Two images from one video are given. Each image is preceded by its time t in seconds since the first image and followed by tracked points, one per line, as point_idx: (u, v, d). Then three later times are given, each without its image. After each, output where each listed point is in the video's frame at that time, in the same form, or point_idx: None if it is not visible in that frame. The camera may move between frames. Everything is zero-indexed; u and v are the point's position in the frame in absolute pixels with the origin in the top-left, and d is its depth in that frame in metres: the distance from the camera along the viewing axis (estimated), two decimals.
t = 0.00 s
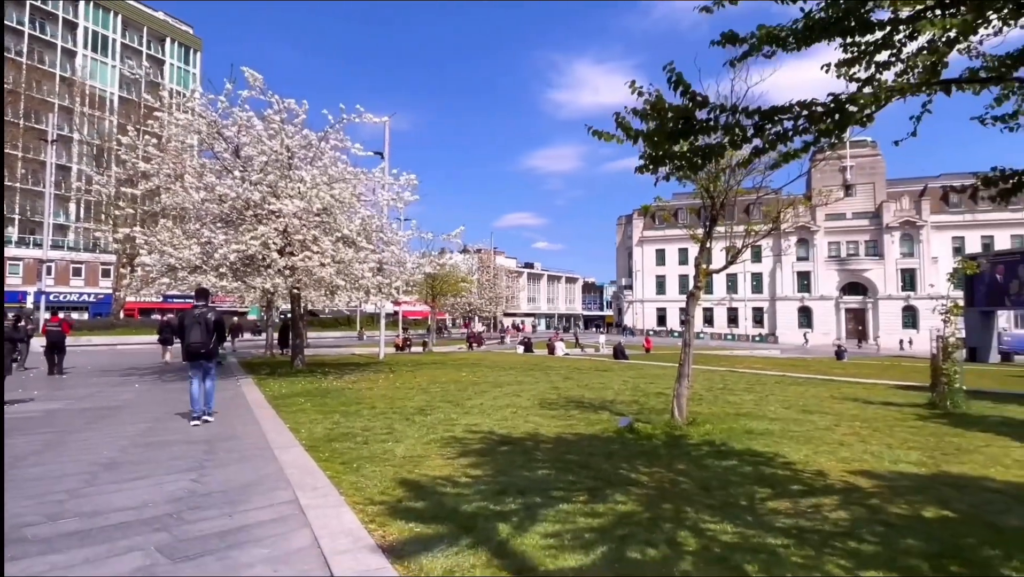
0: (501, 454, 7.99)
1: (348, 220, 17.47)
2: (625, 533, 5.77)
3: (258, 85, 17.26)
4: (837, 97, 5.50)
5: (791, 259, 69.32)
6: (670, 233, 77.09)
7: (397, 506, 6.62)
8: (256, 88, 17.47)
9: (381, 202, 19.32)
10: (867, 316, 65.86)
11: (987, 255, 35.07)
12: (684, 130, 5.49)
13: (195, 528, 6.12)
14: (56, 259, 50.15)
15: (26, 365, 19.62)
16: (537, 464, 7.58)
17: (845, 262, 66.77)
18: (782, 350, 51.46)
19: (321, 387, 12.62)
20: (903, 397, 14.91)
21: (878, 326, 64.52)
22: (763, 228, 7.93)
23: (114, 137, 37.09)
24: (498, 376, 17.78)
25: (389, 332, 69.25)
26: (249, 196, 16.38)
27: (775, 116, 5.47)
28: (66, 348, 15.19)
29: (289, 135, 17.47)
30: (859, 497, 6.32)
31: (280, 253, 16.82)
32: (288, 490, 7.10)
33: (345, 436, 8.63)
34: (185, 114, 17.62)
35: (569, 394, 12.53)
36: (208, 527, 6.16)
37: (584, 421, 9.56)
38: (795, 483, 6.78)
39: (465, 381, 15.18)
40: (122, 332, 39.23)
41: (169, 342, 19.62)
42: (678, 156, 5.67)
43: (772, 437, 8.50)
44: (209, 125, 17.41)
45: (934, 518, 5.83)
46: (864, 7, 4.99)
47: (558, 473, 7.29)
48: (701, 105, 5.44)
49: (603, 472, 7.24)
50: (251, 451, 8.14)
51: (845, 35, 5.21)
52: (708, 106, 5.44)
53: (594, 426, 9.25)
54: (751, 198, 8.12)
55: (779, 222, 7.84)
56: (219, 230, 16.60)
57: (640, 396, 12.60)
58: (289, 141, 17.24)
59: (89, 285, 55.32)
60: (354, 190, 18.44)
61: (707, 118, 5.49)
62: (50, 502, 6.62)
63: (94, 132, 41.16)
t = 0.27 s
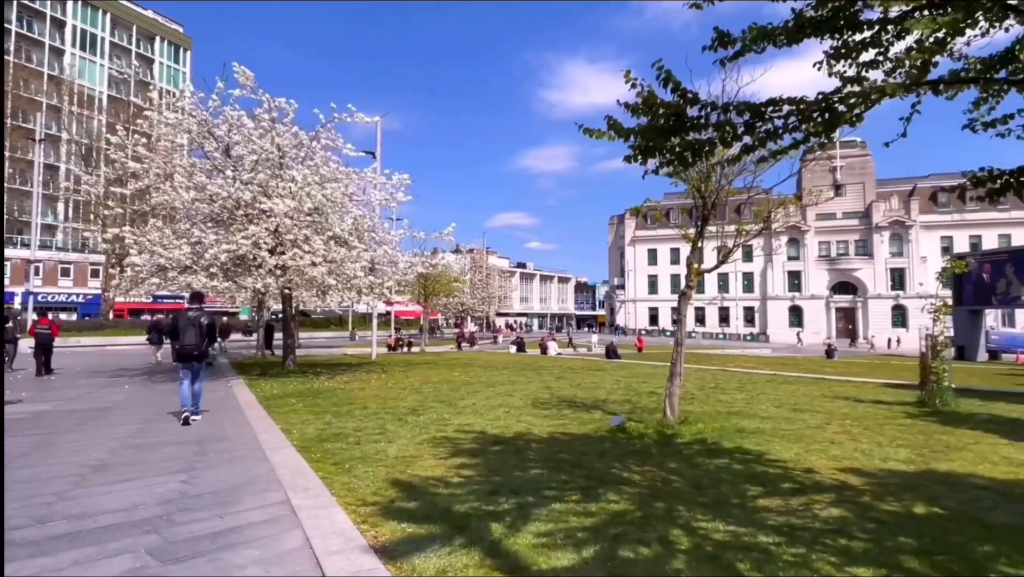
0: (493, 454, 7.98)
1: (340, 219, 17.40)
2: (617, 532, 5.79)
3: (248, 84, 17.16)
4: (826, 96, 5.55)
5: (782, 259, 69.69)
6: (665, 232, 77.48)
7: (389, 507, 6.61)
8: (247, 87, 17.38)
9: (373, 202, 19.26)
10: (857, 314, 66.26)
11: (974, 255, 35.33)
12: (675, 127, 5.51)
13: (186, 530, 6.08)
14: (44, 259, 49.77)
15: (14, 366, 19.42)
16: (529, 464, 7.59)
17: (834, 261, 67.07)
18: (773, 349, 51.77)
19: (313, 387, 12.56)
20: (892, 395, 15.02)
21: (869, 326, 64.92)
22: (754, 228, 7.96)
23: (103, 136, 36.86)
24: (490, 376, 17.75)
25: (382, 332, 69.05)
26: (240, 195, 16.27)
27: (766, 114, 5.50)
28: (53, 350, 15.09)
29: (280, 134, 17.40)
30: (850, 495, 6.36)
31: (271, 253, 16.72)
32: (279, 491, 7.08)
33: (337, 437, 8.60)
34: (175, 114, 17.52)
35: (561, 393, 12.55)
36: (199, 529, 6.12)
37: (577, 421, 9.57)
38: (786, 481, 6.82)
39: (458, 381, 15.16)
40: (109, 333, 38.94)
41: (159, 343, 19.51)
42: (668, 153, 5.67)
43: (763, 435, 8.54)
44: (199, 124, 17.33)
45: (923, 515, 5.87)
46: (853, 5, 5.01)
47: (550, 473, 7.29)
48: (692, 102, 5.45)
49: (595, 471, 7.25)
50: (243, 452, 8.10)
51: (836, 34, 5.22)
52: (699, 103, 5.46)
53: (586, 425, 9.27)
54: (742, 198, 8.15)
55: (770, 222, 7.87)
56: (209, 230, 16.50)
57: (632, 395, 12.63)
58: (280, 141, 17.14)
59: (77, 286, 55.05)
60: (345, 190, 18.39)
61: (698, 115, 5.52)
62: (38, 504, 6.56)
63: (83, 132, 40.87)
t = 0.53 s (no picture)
0: (486, 453, 8.03)
1: (334, 220, 17.41)
2: (610, 530, 5.86)
3: (243, 85, 17.18)
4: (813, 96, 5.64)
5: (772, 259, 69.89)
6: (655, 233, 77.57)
7: (383, 506, 6.66)
8: (241, 88, 17.39)
9: (366, 202, 19.30)
10: (845, 313, 66.71)
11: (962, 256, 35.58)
12: (666, 120, 5.56)
13: (180, 530, 6.11)
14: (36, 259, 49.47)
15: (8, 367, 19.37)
16: (522, 462, 7.64)
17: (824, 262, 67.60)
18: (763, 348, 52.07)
19: (308, 387, 12.59)
20: (881, 393, 15.18)
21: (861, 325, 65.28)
22: (745, 228, 8.05)
23: (96, 135, 36.69)
24: (484, 375, 17.79)
25: (376, 333, 68.97)
26: (234, 196, 16.24)
27: (755, 112, 5.58)
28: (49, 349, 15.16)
29: (274, 135, 17.52)
30: (838, 492, 6.45)
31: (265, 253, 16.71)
32: (273, 490, 7.11)
33: (331, 436, 8.63)
34: (169, 114, 17.52)
35: (554, 392, 12.61)
36: (193, 528, 6.15)
37: (569, 419, 9.64)
38: (776, 478, 6.91)
39: (452, 380, 15.18)
40: (107, 333, 38.86)
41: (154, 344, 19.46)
42: (658, 146, 5.75)
43: (753, 433, 8.63)
44: (193, 125, 17.39)
45: (910, 511, 5.97)
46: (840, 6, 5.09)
47: (543, 471, 7.35)
48: (684, 95, 5.49)
49: (588, 469, 7.31)
50: (237, 451, 8.12)
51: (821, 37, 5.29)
52: (690, 97, 5.52)
53: (579, 424, 9.33)
54: (732, 199, 8.22)
55: (760, 222, 7.96)
56: (203, 230, 16.44)
57: (625, 394, 12.71)
58: (274, 141, 17.26)
59: (72, 286, 54.77)
60: (339, 190, 18.45)
61: (688, 110, 5.59)
62: (32, 505, 6.57)
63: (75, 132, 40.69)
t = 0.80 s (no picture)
0: (479, 451, 8.07)
1: (328, 219, 17.39)
2: (602, 527, 5.93)
3: (237, 86, 17.04)
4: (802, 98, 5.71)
5: (762, 258, 70.29)
6: (642, 233, 77.80)
7: (377, 504, 6.69)
8: (235, 89, 17.25)
9: (359, 202, 19.29)
10: (834, 313, 67.45)
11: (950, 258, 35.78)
12: (657, 118, 5.57)
13: (174, 529, 6.12)
14: (28, 260, 49.18)
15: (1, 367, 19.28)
16: (516, 461, 7.69)
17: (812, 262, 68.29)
18: (755, 347, 52.36)
19: (303, 387, 12.60)
20: (870, 390, 15.33)
21: (849, 323, 65.98)
22: (735, 228, 8.11)
23: (88, 135, 36.47)
24: (477, 373, 17.82)
25: (369, 333, 68.92)
26: (229, 195, 16.16)
27: (745, 113, 5.64)
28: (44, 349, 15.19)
29: (268, 136, 17.35)
30: (827, 488, 6.53)
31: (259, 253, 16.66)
32: (267, 489, 7.13)
33: (325, 435, 8.64)
34: (162, 114, 17.45)
35: (547, 391, 12.67)
36: (186, 528, 6.17)
37: (562, 418, 9.68)
38: (766, 474, 6.99)
39: (447, 379, 15.19)
40: (98, 334, 38.49)
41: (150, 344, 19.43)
42: (649, 147, 5.81)
43: (743, 430, 8.71)
44: (187, 125, 17.27)
45: (897, 507, 6.06)
46: (827, 8, 5.18)
47: (536, 469, 7.40)
48: (674, 95, 5.49)
49: (581, 467, 7.37)
50: (231, 451, 8.13)
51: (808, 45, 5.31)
52: (681, 97, 5.53)
53: (572, 422, 9.39)
54: (723, 199, 8.27)
55: (750, 222, 8.03)
56: (197, 230, 16.48)
57: (618, 393, 12.78)
58: (267, 142, 17.11)
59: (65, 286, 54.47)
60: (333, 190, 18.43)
61: (678, 111, 5.62)
62: (24, 505, 6.57)
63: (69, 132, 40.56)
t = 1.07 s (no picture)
0: (474, 438, 8.62)
1: (334, 223, 18.03)
2: (588, 507, 6.48)
3: (249, 99, 17.59)
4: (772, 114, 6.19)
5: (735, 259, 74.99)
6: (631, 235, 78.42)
7: (380, 488, 7.24)
8: (247, 102, 17.77)
9: (363, 206, 19.88)
10: (801, 309, 71.58)
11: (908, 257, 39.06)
12: (638, 137, 6.06)
13: (190, 512, 6.65)
14: (49, 260, 50.52)
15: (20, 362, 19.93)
16: (508, 446, 8.25)
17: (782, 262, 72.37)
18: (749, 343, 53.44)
19: (310, 379, 13.18)
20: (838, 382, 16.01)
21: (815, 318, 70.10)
22: (711, 232, 8.68)
23: (107, 144, 38.06)
24: (473, 366, 18.47)
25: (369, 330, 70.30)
26: (242, 201, 16.71)
27: (719, 130, 6.15)
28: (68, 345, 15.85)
29: (278, 145, 18.00)
30: (795, 470, 7.09)
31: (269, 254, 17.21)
32: (278, 474, 7.68)
33: (332, 424, 9.18)
34: (178, 125, 18.12)
35: (539, 381, 13.26)
36: (202, 511, 6.70)
37: (552, 407, 10.23)
38: (739, 458, 7.55)
39: (445, 371, 15.77)
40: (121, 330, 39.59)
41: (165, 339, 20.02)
42: (632, 162, 6.30)
43: (719, 418, 9.28)
44: (201, 134, 17.86)
45: (859, 487, 6.63)
46: (794, 37, 5.61)
47: (527, 454, 7.95)
48: (653, 115, 5.98)
49: (569, 452, 7.91)
50: (245, 439, 8.65)
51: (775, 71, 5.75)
52: (660, 116, 6.02)
53: (561, 410, 9.95)
54: (700, 205, 8.83)
55: (726, 225, 8.62)
56: (212, 233, 16.84)
57: (604, 384, 13.39)
58: (277, 151, 17.73)
59: (86, 286, 55.27)
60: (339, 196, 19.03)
61: (658, 127, 6.11)
62: (50, 490, 7.09)
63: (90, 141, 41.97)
